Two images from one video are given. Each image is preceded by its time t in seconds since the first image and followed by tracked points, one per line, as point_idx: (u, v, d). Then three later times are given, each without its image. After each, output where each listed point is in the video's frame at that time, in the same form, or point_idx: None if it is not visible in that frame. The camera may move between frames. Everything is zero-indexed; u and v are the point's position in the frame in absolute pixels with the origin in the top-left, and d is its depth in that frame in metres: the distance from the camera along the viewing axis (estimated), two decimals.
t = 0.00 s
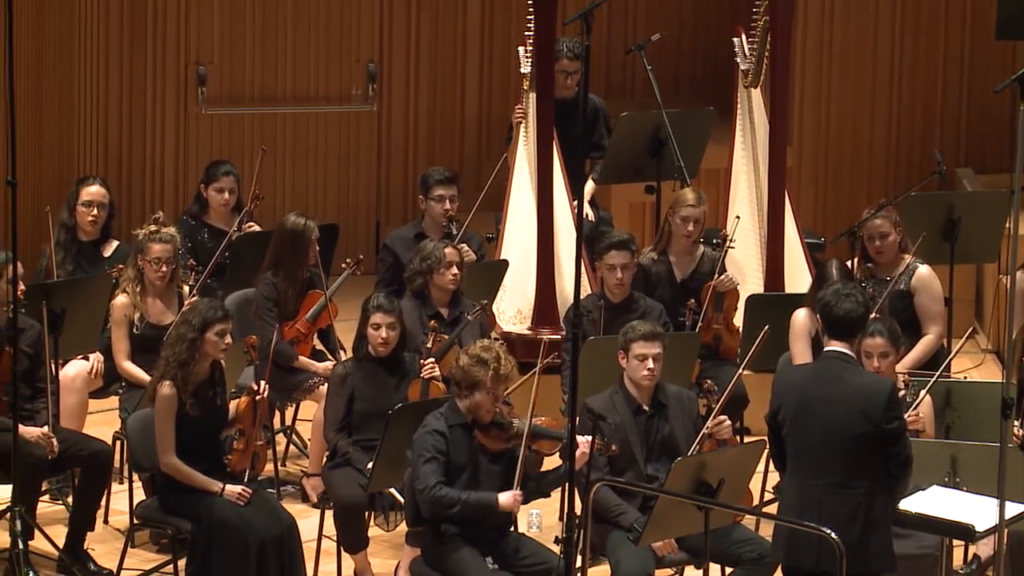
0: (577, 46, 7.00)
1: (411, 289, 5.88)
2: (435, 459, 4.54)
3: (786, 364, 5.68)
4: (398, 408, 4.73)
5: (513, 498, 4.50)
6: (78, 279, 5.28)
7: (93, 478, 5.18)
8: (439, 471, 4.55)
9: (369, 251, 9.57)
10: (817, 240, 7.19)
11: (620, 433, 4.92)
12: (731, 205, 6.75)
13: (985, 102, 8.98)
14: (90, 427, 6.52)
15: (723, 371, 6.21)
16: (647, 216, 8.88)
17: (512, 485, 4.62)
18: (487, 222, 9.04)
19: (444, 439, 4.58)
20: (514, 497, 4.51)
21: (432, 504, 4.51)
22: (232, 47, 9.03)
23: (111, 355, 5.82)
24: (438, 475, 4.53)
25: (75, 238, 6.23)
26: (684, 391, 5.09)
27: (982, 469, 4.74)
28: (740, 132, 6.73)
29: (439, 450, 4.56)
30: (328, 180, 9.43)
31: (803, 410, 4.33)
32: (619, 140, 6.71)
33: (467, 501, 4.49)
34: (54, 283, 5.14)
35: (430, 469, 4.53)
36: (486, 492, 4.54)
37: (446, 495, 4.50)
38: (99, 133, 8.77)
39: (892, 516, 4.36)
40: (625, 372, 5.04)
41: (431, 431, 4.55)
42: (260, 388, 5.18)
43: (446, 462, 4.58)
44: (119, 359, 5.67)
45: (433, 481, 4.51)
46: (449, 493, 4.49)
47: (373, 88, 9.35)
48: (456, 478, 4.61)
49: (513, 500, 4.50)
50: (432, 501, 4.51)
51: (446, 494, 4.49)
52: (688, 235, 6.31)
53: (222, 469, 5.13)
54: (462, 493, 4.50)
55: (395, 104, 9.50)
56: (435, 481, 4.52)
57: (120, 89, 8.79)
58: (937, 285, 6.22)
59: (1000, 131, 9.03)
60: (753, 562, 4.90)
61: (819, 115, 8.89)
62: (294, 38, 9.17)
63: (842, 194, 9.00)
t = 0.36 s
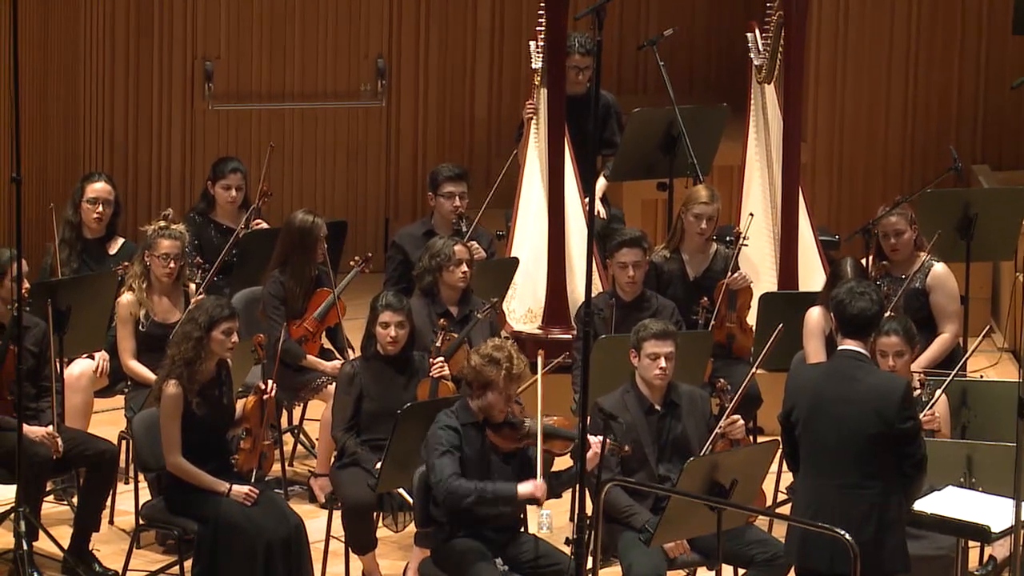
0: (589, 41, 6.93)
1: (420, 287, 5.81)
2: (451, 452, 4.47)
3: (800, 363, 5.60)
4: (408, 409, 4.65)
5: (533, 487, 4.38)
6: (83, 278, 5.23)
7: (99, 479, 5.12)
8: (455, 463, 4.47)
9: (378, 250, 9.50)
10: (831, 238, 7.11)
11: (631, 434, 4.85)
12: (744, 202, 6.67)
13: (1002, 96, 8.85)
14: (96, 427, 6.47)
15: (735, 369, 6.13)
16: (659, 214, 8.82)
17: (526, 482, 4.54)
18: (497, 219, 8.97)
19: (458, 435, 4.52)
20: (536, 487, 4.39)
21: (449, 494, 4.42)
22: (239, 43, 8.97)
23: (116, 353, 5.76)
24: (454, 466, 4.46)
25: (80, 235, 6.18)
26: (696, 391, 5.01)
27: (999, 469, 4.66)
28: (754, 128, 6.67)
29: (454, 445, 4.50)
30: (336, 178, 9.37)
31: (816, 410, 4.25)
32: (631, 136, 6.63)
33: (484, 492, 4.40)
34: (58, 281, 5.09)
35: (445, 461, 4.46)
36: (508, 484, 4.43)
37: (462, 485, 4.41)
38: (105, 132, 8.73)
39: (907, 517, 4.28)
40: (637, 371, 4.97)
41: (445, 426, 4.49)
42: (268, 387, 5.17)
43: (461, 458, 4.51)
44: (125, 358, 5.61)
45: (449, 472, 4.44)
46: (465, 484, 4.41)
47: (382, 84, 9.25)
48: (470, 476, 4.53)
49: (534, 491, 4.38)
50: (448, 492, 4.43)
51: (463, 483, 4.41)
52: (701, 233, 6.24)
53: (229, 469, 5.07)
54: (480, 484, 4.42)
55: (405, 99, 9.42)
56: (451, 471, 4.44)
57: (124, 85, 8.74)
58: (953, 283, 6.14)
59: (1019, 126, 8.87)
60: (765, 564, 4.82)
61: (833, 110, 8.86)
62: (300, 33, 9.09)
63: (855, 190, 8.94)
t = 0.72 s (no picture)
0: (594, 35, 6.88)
1: (425, 283, 5.76)
2: (464, 445, 4.42)
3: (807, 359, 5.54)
4: (412, 405, 4.61)
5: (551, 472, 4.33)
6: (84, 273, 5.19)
7: (100, 476, 5.09)
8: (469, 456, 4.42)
9: (382, 244, 9.47)
10: (838, 233, 7.07)
11: (636, 429, 4.82)
12: (750, 197, 6.63)
13: (1011, 91, 8.81)
14: (98, 423, 6.43)
15: (742, 366, 6.09)
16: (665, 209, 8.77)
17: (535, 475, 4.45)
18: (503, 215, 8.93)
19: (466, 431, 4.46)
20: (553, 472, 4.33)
21: (466, 486, 4.36)
22: (241, 37, 8.94)
23: (118, 350, 5.73)
24: (466, 459, 4.40)
25: (82, 230, 6.13)
26: (703, 387, 4.97)
27: (1007, 466, 4.61)
28: (760, 122, 6.60)
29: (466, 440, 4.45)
30: (340, 171, 9.33)
31: (824, 406, 4.21)
32: (637, 130, 6.59)
33: (499, 483, 4.35)
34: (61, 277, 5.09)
35: (458, 453, 4.40)
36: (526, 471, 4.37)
37: (477, 476, 4.36)
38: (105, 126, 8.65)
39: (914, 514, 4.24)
40: (643, 367, 4.92)
41: (455, 419, 4.45)
42: (272, 382, 5.13)
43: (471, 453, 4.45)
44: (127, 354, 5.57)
45: (465, 463, 4.38)
46: (480, 474, 4.36)
47: (386, 77, 9.29)
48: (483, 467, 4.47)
49: (552, 476, 4.33)
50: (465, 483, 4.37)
51: (480, 472, 4.35)
52: (707, 228, 6.19)
53: (232, 466, 5.03)
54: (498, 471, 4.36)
55: (408, 94, 9.42)
56: (465, 463, 4.39)
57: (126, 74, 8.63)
58: (961, 278, 6.09)
59: None
60: (772, 561, 4.78)
61: (841, 107, 8.79)
62: (303, 28, 9.09)
63: (863, 187, 8.89)
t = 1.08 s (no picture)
0: (606, 27, 6.83)
1: (434, 277, 5.71)
2: (465, 457, 4.33)
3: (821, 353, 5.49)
4: (421, 401, 4.60)
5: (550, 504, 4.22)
6: (91, 267, 5.15)
7: (107, 472, 5.05)
8: (470, 471, 4.33)
9: (391, 238, 9.45)
10: (852, 227, 7.01)
11: (647, 425, 4.76)
12: (764, 190, 6.58)
13: None
14: (105, 418, 6.39)
15: (756, 360, 6.03)
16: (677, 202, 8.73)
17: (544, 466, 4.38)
18: (513, 209, 8.89)
19: (467, 433, 4.35)
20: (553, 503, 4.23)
21: (468, 509, 4.29)
22: (250, 30, 8.92)
23: (126, 344, 5.69)
24: (468, 474, 4.32)
25: (88, 224, 6.09)
26: (716, 382, 4.91)
27: None
28: (773, 114, 6.56)
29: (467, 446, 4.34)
30: (348, 163, 9.31)
31: (836, 401, 4.15)
32: (649, 123, 6.54)
33: (503, 508, 4.28)
34: (68, 271, 5.03)
35: (460, 467, 4.32)
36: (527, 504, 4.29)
37: (480, 499, 4.29)
38: (114, 119, 8.66)
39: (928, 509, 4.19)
40: (655, 362, 4.87)
41: (454, 426, 4.33)
42: (280, 376, 5.02)
43: (473, 458, 4.35)
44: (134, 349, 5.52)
45: (466, 483, 4.31)
46: (482, 498, 4.29)
47: (395, 70, 9.22)
48: (489, 469, 4.38)
49: (551, 507, 4.22)
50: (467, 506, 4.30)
51: (482, 497, 4.28)
52: (719, 222, 6.14)
53: (239, 461, 4.99)
54: (500, 499, 4.30)
55: (417, 87, 9.35)
56: (467, 481, 4.31)
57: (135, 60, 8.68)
58: (976, 272, 6.04)
59: None
60: (785, 557, 4.73)
61: (854, 101, 8.76)
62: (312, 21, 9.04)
63: (876, 181, 8.85)
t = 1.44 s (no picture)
0: (618, 17, 6.75)
1: (442, 272, 5.63)
2: (464, 458, 4.25)
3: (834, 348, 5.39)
4: (428, 397, 4.55)
5: (543, 534, 4.24)
6: (95, 261, 5.08)
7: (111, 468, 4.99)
8: (468, 473, 4.26)
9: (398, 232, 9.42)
10: (865, 220, 6.93)
11: (659, 421, 4.67)
12: (776, 183, 6.50)
13: None
14: (109, 414, 6.33)
15: (768, 356, 5.95)
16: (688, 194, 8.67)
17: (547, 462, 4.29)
18: (522, 202, 8.83)
19: (467, 433, 4.27)
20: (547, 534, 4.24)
21: (463, 516, 4.23)
22: (256, 23, 8.90)
23: (130, 339, 5.62)
24: (466, 478, 4.24)
25: (93, 217, 6.02)
26: (727, 377, 4.85)
27: None
28: (786, 107, 6.48)
29: (466, 447, 4.26)
30: (357, 157, 9.35)
31: (851, 397, 4.07)
32: (660, 115, 6.46)
33: (498, 523, 4.22)
34: (71, 265, 4.96)
35: (457, 471, 4.25)
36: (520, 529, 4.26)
37: (477, 509, 4.22)
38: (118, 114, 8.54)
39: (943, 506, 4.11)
40: (665, 357, 4.78)
41: (452, 426, 4.26)
42: (286, 372, 4.98)
43: (473, 458, 4.27)
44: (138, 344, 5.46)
45: (463, 486, 4.24)
46: (479, 508, 4.22)
47: (403, 61, 9.27)
48: (491, 468, 4.30)
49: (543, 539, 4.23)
50: (462, 513, 4.24)
51: (477, 505, 4.22)
52: (731, 215, 6.06)
53: (245, 457, 4.93)
54: (494, 517, 4.24)
55: (426, 79, 9.41)
56: (464, 487, 4.24)
57: (138, 54, 8.57)
58: (991, 266, 5.95)
59: None
60: (797, 556, 4.64)
61: (868, 96, 8.72)
62: (319, 15, 9.04)
63: (890, 172, 8.81)
